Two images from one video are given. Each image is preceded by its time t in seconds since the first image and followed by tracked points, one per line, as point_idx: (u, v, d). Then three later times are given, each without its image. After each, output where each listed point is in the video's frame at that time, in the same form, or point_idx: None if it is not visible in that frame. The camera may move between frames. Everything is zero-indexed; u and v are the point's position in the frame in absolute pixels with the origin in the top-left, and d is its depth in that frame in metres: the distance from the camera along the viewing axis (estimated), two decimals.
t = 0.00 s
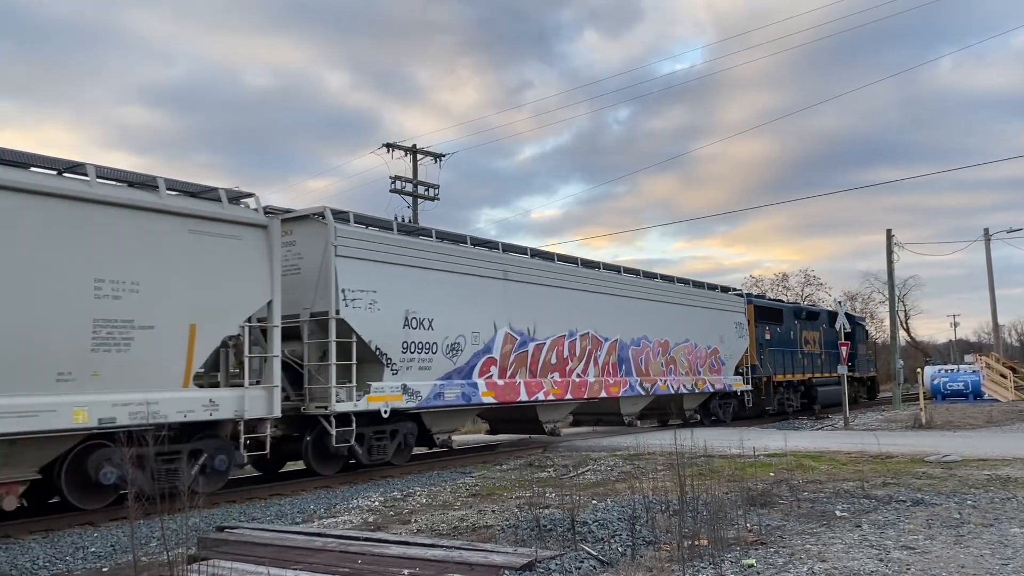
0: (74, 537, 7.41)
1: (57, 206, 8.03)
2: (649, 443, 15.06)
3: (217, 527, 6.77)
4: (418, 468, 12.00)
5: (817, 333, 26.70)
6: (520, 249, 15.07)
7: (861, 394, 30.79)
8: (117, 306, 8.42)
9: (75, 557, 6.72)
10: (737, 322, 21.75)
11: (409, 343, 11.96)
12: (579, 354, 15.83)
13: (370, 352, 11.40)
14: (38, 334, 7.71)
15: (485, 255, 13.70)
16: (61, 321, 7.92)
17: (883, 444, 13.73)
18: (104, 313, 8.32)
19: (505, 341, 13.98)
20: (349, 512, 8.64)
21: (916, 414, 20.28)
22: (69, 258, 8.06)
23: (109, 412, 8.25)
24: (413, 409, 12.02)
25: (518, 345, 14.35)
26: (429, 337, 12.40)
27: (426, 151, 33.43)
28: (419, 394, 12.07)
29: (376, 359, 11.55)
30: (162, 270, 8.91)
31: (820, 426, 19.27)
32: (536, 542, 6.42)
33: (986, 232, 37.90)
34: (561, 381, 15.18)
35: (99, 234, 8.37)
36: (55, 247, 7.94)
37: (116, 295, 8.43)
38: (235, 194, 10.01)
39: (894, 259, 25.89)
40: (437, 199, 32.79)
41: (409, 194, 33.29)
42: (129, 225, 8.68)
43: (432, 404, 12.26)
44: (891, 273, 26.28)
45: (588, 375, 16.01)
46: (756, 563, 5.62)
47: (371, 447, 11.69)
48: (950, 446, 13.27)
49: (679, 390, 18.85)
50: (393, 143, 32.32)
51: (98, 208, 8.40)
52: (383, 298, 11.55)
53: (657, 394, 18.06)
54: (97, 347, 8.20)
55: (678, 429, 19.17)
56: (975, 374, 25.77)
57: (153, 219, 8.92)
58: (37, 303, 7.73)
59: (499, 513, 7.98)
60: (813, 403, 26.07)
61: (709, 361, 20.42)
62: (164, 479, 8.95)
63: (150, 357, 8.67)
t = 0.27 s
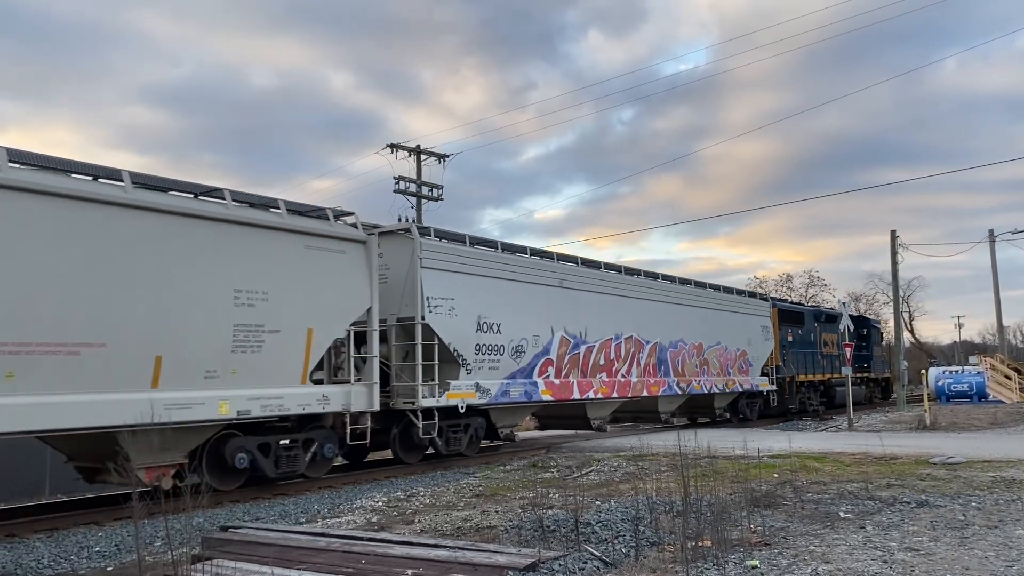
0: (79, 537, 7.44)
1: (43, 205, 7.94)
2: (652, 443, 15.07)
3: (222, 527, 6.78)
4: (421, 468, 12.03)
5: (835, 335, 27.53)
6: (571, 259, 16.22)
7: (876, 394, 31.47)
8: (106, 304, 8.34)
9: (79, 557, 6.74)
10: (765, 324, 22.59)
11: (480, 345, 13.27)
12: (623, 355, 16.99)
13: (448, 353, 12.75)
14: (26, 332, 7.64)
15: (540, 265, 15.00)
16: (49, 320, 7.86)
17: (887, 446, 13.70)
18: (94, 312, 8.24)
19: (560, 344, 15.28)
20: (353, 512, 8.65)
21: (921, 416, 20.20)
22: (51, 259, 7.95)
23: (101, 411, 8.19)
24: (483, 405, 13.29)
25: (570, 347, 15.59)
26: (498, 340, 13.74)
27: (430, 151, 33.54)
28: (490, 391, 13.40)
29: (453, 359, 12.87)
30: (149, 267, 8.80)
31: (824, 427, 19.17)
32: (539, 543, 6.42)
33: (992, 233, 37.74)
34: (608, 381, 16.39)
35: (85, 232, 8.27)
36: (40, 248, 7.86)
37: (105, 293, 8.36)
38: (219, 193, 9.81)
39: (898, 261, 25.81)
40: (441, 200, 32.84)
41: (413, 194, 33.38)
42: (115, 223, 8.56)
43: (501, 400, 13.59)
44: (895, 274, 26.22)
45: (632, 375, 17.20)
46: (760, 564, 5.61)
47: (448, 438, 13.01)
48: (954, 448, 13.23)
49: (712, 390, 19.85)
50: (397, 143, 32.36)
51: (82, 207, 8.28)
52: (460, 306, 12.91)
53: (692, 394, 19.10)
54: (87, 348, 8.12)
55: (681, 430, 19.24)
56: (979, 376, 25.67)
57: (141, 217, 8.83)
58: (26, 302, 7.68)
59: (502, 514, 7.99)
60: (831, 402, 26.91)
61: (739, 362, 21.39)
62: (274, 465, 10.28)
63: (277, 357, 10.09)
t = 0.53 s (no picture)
0: (83, 536, 7.46)
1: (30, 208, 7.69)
2: (656, 444, 15.08)
3: (225, 527, 6.79)
4: (425, 468, 12.06)
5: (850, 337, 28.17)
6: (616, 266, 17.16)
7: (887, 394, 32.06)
8: (100, 307, 8.14)
9: (83, 556, 6.75)
10: (789, 326, 23.41)
11: (540, 348, 14.33)
12: (664, 356, 17.84)
13: (513, 354, 13.77)
14: (106, 336, 8.15)
15: (590, 273, 15.98)
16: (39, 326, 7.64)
17: (891, 447, 13.67)
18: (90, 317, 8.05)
19: (608, 346, 16.18)
20: (357, 512, 8.66)
21: (925, 416, 20.13)
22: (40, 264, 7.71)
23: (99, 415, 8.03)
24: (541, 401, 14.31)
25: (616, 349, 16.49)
26: (555, 342, 14.75)
27: (433, 151, 33.63)
28: (548, 390, 14.43)
29: (518, 360, 13.90)
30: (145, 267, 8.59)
31: (827, 428, 19.04)
32: (543, 543, 6.42)
33: (997, 234, 37.61)
34: (650, 381, 17.28)
35: (76, 233, 8.03)
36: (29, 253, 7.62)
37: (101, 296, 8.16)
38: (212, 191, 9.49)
39: (902, 261, 25.76)
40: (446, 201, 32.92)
41: (416, 194, 33.47)
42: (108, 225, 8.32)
43: (557, 398, 14.62)
44: (899, 275, 26.16)
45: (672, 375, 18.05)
46: (764, 565, 5.61)
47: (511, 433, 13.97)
48: (959, 449, 13.19)
49: (743, 389, 20.66)
50: (401, 143, 32.45)
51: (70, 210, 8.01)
52: (524, 311, 13.97)
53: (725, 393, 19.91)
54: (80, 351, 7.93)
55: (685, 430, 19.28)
56: (984, 376, 25.60)
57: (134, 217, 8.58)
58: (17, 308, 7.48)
59: (506, 514, 7.99)
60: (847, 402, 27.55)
61: (767, 363, 22.18)
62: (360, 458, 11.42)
63: (378, 357, 11.30)
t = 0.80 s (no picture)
0: (87, 536, 7.47)
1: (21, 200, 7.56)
2: (659, 444, 15.08)
3: (229, 527, 6.80)
4: (429, 468, 12.08)
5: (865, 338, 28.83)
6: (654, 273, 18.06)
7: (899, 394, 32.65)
8: (88, 307, 7.99)
9: (88, 556, 6.76)
10: (812, 329, 24.11)
11: (592, 350, 15.29)
12: (700, 357, 18.67)
13: (568, 356, 14.72)
14: (234, 341, 9.29)
15: (631, 280, 16.88)
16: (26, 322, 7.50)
17: (895, 447, 13.65)
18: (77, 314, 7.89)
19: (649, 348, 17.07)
20: (360, 512, 8.67)
21: (929, 417, 20.09)
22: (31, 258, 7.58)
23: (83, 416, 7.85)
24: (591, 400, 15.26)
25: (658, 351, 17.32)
26: (604, 345, 15.69)
27: (436, 152, 33.70)
28: (598, 389, 15.35)
29: (572, 362, 14.89)
30: (119, 266, 8.30)
31: (830, 429, 18.95)
32: (546, 544, 6.42)
33: (1002, 235, 37.51)
34: (688, 381, 18.10)
35: (68, 231, 7.90)
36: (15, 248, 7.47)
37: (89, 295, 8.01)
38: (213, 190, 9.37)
39: (907, 261, 25.72)
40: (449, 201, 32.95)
41: (420, 195, 33.52)
42: (99, 222, 8.18)
43: (605, 397, 15.55)
44: (903, 275, 26.12)
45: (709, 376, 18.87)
46: (767, 566, 5.60)
47: (565, 429, 15.00)
48: (963, 449, 13.17)
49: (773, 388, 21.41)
50: (405, 144, 32.54)
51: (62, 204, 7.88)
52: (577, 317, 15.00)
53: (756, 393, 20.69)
54: (53, 348, 7.69)
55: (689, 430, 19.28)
56: (988, 377, 25.55)
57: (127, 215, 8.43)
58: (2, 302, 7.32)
59: (509, 514, 8.00)
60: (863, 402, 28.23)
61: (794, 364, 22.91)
62: (440, 449, 12.68)
63: (454, 359, 12.39)
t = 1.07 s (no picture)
0: (90, 536, 7.49)
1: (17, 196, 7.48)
2: (662, 444, 15.07)
3: (233, 527, 6.81)
4: (432, 468, 12.09)
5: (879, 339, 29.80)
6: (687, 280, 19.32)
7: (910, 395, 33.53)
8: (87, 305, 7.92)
9: (91, 556, 6.77)
10: (829, 331, 25.27)
11: (636, 352, 16.55)
12: (730, 358, 19.96)
13: (615, 358, 16.00)
14: (327, 341, 10.36)
15: (667, 286, 18.10)
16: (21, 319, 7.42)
17: (898, 448, 13.62)
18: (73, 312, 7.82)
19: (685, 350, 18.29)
20: (364, 513, 8.67)
21: (933, 417, 20.05)
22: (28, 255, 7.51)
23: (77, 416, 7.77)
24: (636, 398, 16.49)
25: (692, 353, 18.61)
26: (646, 347, 16.99)
27: (439, 154, 33.75)
28: (642, 387, 16.61)
29: (619, 362, 16.17)
30: (217, 277, 9.17)
31: (834, 429, 18.94)
32: (549, 544, 6.42)
33: (1006, 235, 37.44)
34: (719, 380, 19.37)
35: (67, 229, 7.86)
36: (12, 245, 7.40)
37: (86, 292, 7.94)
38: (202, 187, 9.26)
39: (910, 261, 25.66)
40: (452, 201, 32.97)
41: (422, 196, 33.55)
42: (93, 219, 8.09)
43: (647, 394, 16.78)
44: (906, 275, 26.06)
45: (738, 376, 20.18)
46: (771, 566, 5.60)
47: (613, 424, 16.46)
48: (967, 450, 13.14)
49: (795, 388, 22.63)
50: (408, 144, 32.59)
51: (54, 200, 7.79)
52: (622, 321, 16.28)
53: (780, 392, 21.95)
54: (188, 352, 8.78)
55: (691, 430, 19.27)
56: (993, 377, 25.47)
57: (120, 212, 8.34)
58: None
59: (512, 514, 8.00)
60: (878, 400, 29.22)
61: (813, 365, 24.12)
62: (506, 441, 13.97)
63: (521, 357, 13.70)
